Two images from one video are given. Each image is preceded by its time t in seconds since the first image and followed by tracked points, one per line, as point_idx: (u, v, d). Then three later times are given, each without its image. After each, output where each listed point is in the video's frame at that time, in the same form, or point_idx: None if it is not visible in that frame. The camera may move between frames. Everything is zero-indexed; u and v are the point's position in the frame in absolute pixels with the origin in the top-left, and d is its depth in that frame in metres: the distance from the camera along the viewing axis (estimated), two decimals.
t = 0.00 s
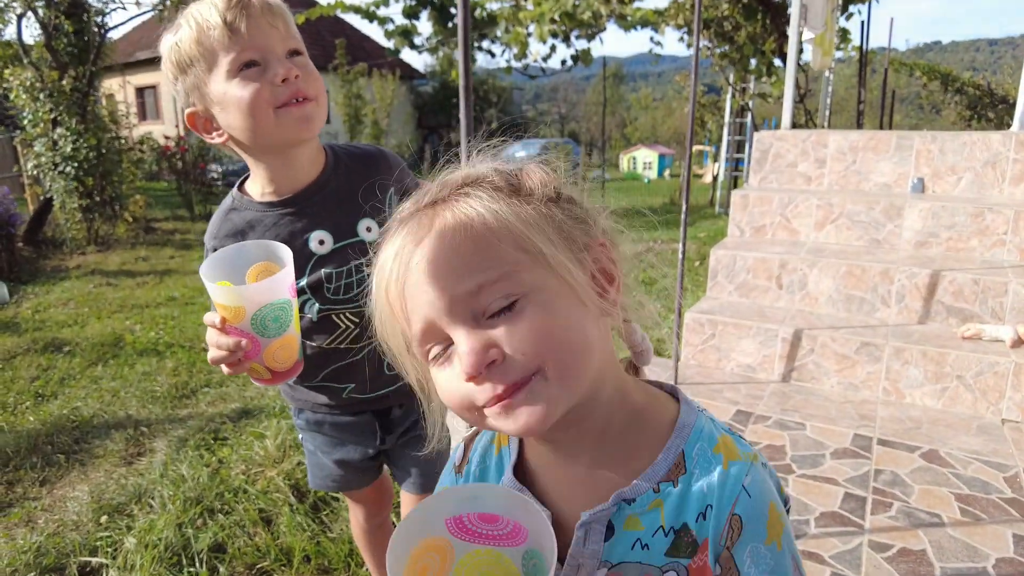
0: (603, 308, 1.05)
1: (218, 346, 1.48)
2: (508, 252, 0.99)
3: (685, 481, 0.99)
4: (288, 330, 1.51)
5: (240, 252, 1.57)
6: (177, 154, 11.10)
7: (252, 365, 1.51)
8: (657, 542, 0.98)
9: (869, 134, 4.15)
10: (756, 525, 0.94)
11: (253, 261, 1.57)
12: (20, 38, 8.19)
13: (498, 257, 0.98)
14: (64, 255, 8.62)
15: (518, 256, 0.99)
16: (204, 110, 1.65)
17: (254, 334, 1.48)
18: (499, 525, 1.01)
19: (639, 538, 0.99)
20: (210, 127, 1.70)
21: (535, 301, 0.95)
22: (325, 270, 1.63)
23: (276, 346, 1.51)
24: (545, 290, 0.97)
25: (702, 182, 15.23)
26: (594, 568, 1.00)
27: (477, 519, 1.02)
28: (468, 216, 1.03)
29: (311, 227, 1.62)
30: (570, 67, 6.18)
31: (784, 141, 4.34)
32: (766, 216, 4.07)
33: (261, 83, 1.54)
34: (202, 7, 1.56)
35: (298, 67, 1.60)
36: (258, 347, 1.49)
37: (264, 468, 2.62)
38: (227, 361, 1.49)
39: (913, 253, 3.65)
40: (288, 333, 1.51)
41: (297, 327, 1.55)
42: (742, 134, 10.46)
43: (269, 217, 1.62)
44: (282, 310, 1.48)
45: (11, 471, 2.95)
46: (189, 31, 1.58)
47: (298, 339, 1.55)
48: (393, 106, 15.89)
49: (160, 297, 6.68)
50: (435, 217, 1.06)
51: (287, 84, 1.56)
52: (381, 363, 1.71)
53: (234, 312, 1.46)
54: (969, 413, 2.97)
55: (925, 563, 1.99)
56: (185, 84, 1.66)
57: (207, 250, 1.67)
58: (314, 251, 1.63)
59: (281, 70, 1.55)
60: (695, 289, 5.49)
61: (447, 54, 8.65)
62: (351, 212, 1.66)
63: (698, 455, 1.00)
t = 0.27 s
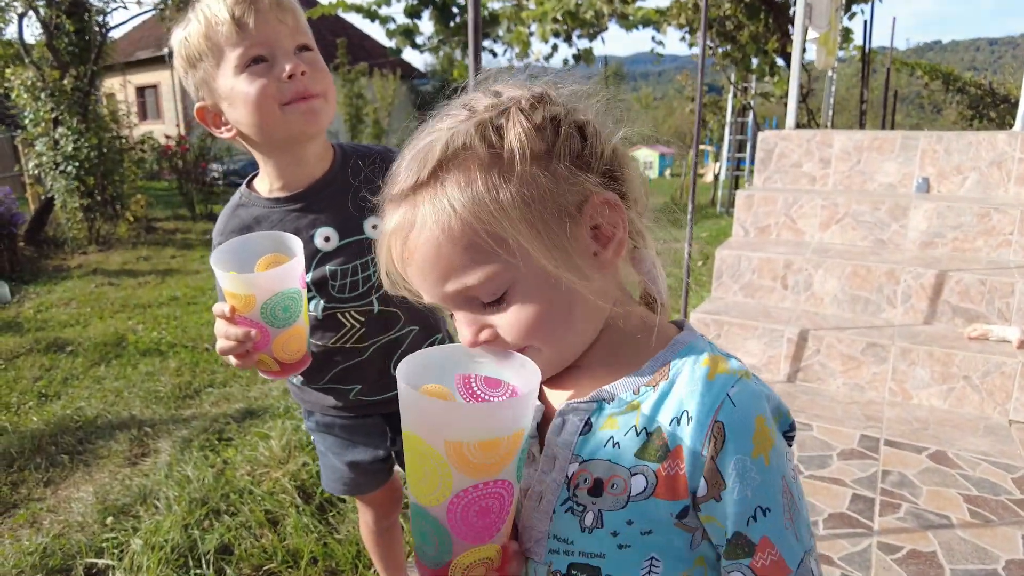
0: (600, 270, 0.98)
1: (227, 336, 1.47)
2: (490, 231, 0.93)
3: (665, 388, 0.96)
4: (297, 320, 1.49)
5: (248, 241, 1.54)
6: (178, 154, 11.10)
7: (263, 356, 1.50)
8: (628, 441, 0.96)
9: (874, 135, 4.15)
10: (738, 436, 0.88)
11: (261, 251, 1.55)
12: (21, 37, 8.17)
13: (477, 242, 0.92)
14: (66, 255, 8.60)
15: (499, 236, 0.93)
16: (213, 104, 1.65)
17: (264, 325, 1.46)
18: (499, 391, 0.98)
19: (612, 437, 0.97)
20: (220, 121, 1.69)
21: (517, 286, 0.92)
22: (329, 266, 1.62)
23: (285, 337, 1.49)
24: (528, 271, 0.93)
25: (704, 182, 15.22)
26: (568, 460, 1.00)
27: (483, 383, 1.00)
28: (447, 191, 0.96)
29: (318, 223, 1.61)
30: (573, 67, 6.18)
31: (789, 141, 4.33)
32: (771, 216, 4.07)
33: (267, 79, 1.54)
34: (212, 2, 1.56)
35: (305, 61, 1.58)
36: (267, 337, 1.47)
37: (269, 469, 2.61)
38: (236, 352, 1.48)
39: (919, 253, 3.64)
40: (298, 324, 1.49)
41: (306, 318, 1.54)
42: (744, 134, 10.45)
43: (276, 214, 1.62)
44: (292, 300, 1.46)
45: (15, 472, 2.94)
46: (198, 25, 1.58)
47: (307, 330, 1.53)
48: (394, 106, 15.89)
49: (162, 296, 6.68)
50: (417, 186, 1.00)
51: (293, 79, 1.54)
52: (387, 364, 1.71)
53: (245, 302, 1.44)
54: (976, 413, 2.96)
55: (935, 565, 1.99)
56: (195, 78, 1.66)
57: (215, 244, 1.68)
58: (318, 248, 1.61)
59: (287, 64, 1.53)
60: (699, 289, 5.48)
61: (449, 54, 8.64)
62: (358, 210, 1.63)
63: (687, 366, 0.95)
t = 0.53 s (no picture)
0: (642, 287, 0.98)
1: (227, 323, 1.43)
2: (539, 233, 0.91)
3: (690, 400, 0.96)
4: (300, 307, 1.47)
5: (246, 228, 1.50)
6: (178, 153, 11.08)
7: (263, 343, 1.47)
8: (648, 453, 0.95)
9: (878, 135, 4.13)
10: (770, 454, 0.89)
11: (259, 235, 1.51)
12: (21, 37, 8.13)
13: (526, 244, 0.91)
14: (66, 255, 8.58)
15: (548, 240, 0.91)
16: (207, 96, 1.64)
17: (267, 312, 1.44)
18: (519, 394, 0.95)
19: (632, 447, 0.96)
20: (216, 112, 1.68)
21: (557, 292, 0.92)
22: (316, 258, 1.59)
23: (288, 323, 1.47)
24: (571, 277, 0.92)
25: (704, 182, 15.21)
26: (584, 468, 0.98)
27: (500, 384, 0.97)
28: (500, 183, 0.93)
29: (308, 214, 1.58)
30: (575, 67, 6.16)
31: (793, 142, 4.32)
32: (774, 217, 4.05)
33: (249, 72, 1.51)
34: None
35: (291, 53, 1.55)
36: (270, 324, 1.45)
37: (270, 473, 2.58)
38: (236, 338, 1.44)
39: (924, 255, 3.62)
40: (300, 310, 1.47)
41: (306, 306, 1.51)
42: (745, 134, 10.44)
43: (266, 202, 1.58)
44: (297, 287, 1.43)
45: (14, 475, 2.92)
46: (185, 17, 1.57)
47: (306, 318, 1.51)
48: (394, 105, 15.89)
49: (162, 297, 6.66)
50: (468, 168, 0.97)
51: (275, 72, 1.52)
52: (375, 363, 1.69)
53: (248, 288, 1.41)
54: (982, 417, 2.94)
55: (945, 572, 1.96)
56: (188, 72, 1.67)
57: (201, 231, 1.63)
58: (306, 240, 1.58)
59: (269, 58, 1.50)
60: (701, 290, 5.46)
61: (449, 54, 8.63)
62: (350, 205, 1.61)
63: (715, 381, 0.96)
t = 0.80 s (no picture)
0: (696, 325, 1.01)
1: (197, 349, 1.44)
2: (619, 300, 0.92)
3: (737, 434, 1.01)
4: (271, 340, 1.46)
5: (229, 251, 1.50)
6: (177, 155, 11.05)
7: (231, 369, 1.46)
8: (701, 489, 1.00)
9: (881, 140, 4.13)
10: (818, 482, 0.95)
11: (239, 260, 1.51)
12: (20, 39, 8.11)
13: (606, 312, 0.92)
14: (65, 258, 8.56)
15: (626, 306, 0.92)
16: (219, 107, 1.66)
17: (237, 342, 1.43)
18: (551, 439, 0.98)
19: (684, 484, 1.01)
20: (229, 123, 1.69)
21: (630, 352, 0.94)
22: (300, 278, 1.57)
23: (257, 355, 1.46)
24: (643, 337, 0.94)
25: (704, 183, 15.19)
26: (635, 510, 1.03)
27: (530, 431, 0.99)
28: (579, 251, 0.91)
29: (300, 231, 1.56)
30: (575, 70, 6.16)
31: (795, 146, 4.31)
32: (778, 223, 4.05)
33: (254, 91, 1.52)
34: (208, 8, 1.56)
35: (297, 71, 1.55)
36: (239, 354, 1.45)
37: (273, 484, 2.57)
38: (206, 364, 1.44)
39: (928, 260, 3.61)
40: (271, 343, 1.47)
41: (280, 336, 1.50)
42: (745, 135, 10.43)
43: (261, 212, 1.57)
44: (270, 322, 1.43)
45: (14, 485, 2.90)
46: (198, 31, 1.59)
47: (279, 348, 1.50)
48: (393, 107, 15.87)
49: (162, 301, 6.64)
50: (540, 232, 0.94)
51: (277, 92, 1.51)
52: (351, 389, 1.65)
53: (221, 318, 1.41)
54: (988, 425, 2.92)
55: None
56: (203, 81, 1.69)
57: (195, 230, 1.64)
58: (295, 258, 1.56)
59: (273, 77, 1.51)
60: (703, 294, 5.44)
61: (448, 56, 8.63)
62: (341, 226, 1.57)
63: (758, 410, 1.03)
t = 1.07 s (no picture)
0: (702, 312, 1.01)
1: (190, 344, 1.43)
2: (632, 287, 0.91)
3: (742, 413, 1.02)
4: (264, 335, 1.45)
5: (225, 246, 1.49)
6: (172, 158, 11.00)
7: (224, 364, 1.45)
8: (710, 469, 1.00)
9: (879, 140, 4.15)
10: (824, 456, 0.96)
11: (235, 257, 1.50)
12: (14, 41, 8.06)
13: (618, 300, 0.91)
14: (59, 261, 8.52)
15: (638, 292, 0.92)
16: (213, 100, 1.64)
17: (229, 337, 1.42)
18: (550, 425, 0.99)
19: (693, 465, 1.01)
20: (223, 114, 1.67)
21: (639, 338, 0.94)
22: (293, 271, 1.56)
23: (250, 351, 1.45)
24: (653, 322, 0.94)
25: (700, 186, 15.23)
26: (644, 493, 1.02)
27: (530, 419, 1.00)
28: (591, 238, 0.90)
29: (290, 225, 1.55)
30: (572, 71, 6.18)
31: (793, 146, 4.33)
32: (776, 222, 4.06)
33: (253, 96, 1.51)
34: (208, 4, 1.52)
35: (298, 78, 1.53)
36: (231, 349, 1.43)
37: (271, 483, 2.55)
38: (200, 358, 1.43)
39: (926, 259, 3.61)
40: (264, 339, 1.45)
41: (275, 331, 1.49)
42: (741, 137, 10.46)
43: (251, 208, 1.56)
44: (261, 317, 1.41)
45: (8, 486, 2.87)
46: (197, 24, 1.55)
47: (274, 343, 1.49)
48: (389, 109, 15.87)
49: (157, 303, 6.61)
50: (552, 220, 0.92)
51: (277, 102, 1.51)
52: (349, 380, 1.64)
53: (215, 313, 1.40)
54: (987, 422, 2.93)
55: None
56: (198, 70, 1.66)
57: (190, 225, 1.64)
58: (286, 252, 1.55)
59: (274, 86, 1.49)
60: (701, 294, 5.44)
61: (445, 58, 8.64)
62: (331, 219, 1.56)
63: (760, 388, 1.03)
